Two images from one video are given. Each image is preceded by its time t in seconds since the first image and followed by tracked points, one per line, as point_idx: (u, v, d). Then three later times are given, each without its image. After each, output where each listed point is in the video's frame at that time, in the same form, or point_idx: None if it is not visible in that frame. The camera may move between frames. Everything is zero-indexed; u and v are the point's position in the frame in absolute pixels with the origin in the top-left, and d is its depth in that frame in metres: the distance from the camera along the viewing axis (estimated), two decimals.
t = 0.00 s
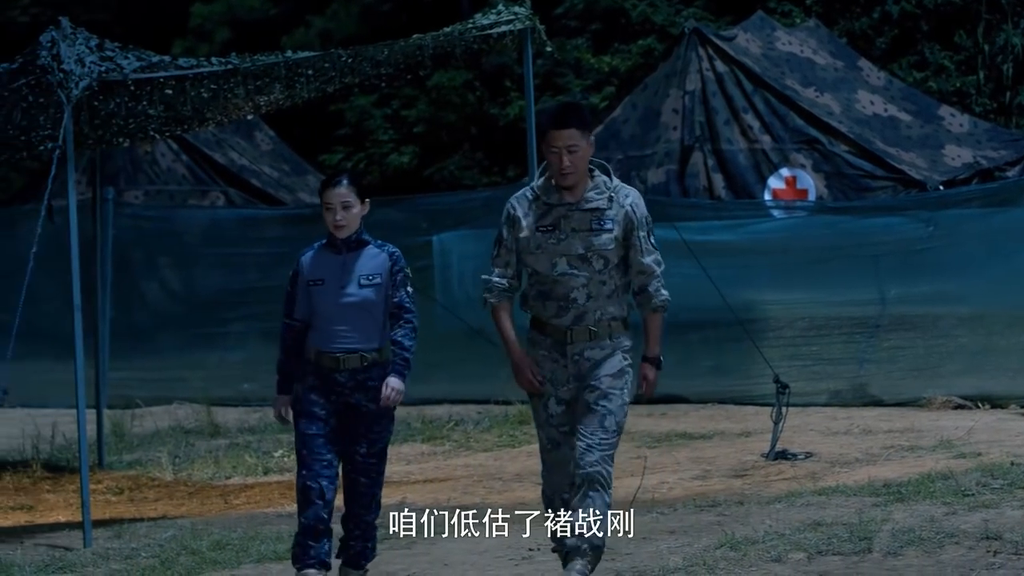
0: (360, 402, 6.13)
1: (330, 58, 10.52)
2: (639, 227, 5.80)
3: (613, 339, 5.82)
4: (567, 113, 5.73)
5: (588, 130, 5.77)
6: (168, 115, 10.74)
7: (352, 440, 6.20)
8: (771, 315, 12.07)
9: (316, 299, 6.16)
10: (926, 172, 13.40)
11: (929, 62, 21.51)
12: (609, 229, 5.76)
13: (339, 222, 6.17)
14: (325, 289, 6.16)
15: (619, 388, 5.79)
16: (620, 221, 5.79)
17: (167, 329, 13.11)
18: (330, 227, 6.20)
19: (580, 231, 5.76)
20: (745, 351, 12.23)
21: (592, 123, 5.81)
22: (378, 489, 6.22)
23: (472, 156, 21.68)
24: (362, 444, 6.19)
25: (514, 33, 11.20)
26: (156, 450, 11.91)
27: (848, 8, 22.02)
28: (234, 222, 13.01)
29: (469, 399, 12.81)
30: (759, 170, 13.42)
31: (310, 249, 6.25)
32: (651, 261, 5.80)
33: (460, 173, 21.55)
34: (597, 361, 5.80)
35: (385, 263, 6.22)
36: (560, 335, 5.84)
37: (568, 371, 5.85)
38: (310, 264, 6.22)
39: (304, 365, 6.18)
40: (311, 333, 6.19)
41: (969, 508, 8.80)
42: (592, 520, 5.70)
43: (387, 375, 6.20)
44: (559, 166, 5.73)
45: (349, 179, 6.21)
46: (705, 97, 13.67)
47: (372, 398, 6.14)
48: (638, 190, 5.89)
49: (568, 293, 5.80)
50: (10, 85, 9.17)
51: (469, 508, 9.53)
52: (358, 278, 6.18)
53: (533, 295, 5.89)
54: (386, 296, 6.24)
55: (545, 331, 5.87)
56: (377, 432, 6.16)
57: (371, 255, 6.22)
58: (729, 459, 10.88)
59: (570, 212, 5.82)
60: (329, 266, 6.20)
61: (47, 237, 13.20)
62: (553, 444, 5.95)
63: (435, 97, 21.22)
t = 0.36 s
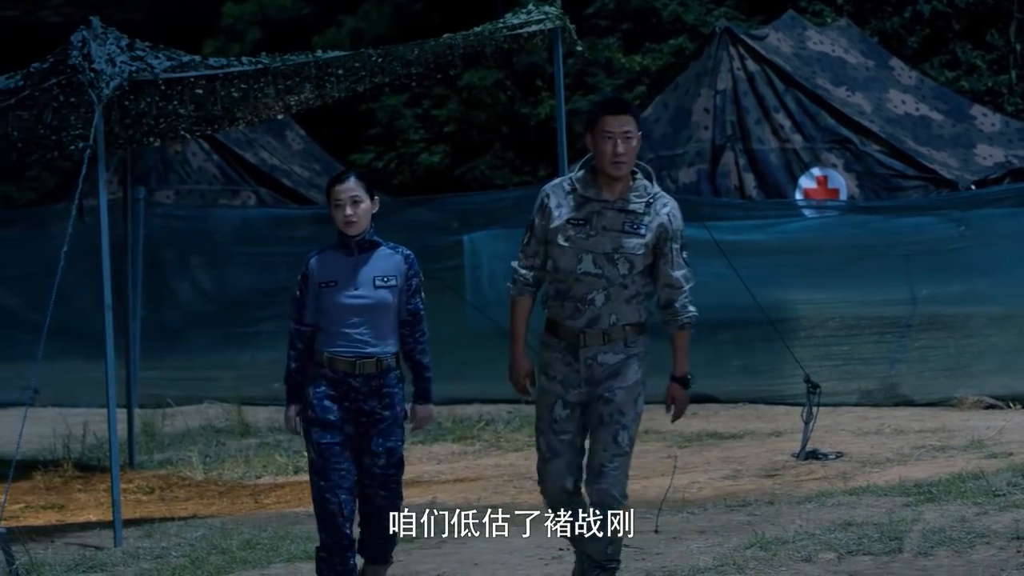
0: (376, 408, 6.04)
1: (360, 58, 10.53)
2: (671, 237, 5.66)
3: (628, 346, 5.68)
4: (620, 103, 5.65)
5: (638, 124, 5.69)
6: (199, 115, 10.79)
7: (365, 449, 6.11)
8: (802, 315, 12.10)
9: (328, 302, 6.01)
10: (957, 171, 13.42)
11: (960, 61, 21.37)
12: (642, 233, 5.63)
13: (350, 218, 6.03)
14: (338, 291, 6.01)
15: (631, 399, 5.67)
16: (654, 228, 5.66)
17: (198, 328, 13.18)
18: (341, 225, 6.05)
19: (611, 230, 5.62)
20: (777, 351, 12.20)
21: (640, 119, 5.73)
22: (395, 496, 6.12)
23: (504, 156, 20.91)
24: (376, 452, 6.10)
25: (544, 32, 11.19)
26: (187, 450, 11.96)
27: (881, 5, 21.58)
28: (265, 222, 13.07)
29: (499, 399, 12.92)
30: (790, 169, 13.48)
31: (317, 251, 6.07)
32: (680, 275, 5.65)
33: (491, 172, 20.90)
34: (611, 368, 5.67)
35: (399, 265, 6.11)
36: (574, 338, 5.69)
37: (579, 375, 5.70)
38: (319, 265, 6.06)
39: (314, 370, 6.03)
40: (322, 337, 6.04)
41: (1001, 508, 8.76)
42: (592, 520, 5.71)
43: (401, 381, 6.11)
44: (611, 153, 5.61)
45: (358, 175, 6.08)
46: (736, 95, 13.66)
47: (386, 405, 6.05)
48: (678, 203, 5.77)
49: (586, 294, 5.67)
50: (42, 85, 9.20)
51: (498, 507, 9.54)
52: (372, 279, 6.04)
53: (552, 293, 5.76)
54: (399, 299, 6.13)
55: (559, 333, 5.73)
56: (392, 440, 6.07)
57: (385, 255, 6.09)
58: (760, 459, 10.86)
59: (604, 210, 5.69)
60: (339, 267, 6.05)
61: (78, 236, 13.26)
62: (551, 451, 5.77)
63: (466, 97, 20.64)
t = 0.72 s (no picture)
0: (390, 410, 5.92)
1: (390, 56, 10.46)
2: (695, 230, 5.60)
3: (658, 348, 5.66)
4: (644, 96, 5.60)
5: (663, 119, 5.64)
6: (228, 114, 10.77)
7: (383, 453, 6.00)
8: (835, 315, 12.05)
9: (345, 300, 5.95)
10: (992, 170, 13.28)
11: (996, 59, 21.11)
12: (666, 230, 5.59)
13: (375, 219, 5.96)
14: (354, 290, 5.95)
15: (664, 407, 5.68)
16: (678, 222, 5.61)
17: (227, 327, 13.17)
18: (365, 225, 5.97)
19: (635, 228, 5.58)
20: (810, 351, 12.17)
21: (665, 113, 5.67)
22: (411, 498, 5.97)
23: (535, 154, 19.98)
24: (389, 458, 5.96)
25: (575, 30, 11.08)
26: (216, 450, 11.94)
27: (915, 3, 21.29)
28: (295, 221, 13.06)
29: (530, 399, 12.88)
30: (823, 168, 13.41)
31: (339, 247, 6.02)
32: (704, 267, 5.55)
33: (523, 172, 19.92)
34: (643, 370, 5.64)
35: (420, 265, 6.03)
36: (604, 339, 5.64)
37: (611, 376, 5.65)
38: (338, 263, 5.99)
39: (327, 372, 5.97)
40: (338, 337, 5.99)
41: None
42: (592, 519, 5.65)
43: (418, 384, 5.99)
44: (635, 147, 5.56)
45: (387, 175, 5.99)
46: (769, 94, 13.63)
47: (400, 408, 5.93)
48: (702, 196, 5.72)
49: (614, 295, 5.63)
50: (70, 84, 9.18)
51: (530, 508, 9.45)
52: (391, 279, 5.97)
53: (578, 294, 5.71)
54: (421, 300, 6.03)
55: (586, 335, 5.67)
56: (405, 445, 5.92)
57: (406, 256, 6.02)
58: (792, 459, 10.77)
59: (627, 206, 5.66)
60: (359, 265, 5.98)
61: (106, 235, 13.22)
62: (586, 441, 5.67)
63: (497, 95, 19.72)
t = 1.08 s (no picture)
0: (407, 432, 5.65)
1: (415, 56, 10.44)
2: (698, 233, 5.43)
3: (685, 364, 5.45)
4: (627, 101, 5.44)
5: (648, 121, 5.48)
6: (254, 114, 10.81)
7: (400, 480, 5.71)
8: (861, 315, 12.01)
9: (363, 317, 5.71)
10: (1018, 169, 13.30)
11: None
12: (670, 233, 5.40)
13: (399, 231, 5.72)
14: (373, 307, 5.71)
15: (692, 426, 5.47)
16: (681, 224, 5.42)
17: (251, 328, 13.22)
18: (389, 236, 5.76)
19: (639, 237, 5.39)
20: (836, 350, 12.12)
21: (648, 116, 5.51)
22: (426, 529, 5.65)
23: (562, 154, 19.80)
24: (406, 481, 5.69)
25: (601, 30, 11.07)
26: (242, 450, 11.98)
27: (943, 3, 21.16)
28: (322, 222, 13.12)
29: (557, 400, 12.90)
30: (850, 168, 13.38)
31: (365, 260, 5.80)
32: (711, 270, 5.39)
33: (549, 172, 19.71)
34: (672, 388, 5.41)
35: (442, 286, 5.75)
36: (630, 356, 5.40)
37: (639, 397, 5.42)
38: (360, 279, 5.76)
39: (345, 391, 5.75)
40: (358, 355, 5.75)
41: None
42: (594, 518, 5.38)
43: (438, 405, 5.70)
44: (622, 154, 5.39)
45: (414, 187, 5.77)
46: (796, 94, 13.60)
47: (417, 430, 5.65)
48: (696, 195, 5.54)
49: (634, 311, 5.39)
50: (95, 84, 9.23)
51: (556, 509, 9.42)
52: (411, 299, 5.71)
53: (592, 315, 5.46)
54: (443, 321, 5.75)
55: (611, 353, 5.43)
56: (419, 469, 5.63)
57: (429, 273, 5.75)
58: (818, 460, 10.73)
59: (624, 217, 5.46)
60: (381, 281, 5.74)
61: (132, 236, 13.36)
62: (614, 465, 5.40)
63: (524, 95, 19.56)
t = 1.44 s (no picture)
0: (431, 436, 5.73)
1: (436, 54, 10.41)
2: (705, 224, 5.59)
3: (686, 352, 5.53)
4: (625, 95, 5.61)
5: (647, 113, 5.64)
6: (274, 112, 10.81)
7: (421, 482, 5.82)
8: (881, 314, 11.96)
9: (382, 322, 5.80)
10: None
11: None
12: (674, 227, 5.55)
13: (407, 229, 5.81)
14: (391, 311, 5.80)
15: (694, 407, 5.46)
16: (686, 216, 5.58)
17: (272, 327, 13.24)
18: (398, 235, 5.84)
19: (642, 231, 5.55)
20: (857, 349, 12.06)
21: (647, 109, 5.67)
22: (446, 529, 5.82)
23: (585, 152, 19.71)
24: (432, 485, 5.80)
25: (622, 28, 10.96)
26: (262, 449, 12.00)
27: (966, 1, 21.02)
28: (343, 221, 13.17)
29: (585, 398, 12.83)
30: (872, 167, 13.36)
31: (375, 266, 5.88)
32: (722, 261, 5.56)
33: (572, 171, 19.54)
34: (669, 376, 5.49)
35: (457, 281, 5.83)
36: (627, 349, 5.54)
37: (636, 390, 5.54)
38: (375, 284, 5.85)
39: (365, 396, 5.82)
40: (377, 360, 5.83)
41: None
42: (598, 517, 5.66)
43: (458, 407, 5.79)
44: (624, 147, 5.55)
45: (422, 185, 5.87)
46: (818, 92, 13.60)
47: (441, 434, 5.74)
48: (703, 186, 5.67)
49: (634, 303, 5.55)
50: (115, 83, 9.24)
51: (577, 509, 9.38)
52: (427, 299, 5.80)
53: (592, 308, 5.63)
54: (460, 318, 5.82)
55: (609, 348, 5.58)
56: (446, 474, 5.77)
57: (443, 272, 5.83)
58: (840, 459, 10.69)
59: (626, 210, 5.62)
60: (394, 285, 5.83)
61: (151, 235, 13.37)
62: (619, 475, 5.58)
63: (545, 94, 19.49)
